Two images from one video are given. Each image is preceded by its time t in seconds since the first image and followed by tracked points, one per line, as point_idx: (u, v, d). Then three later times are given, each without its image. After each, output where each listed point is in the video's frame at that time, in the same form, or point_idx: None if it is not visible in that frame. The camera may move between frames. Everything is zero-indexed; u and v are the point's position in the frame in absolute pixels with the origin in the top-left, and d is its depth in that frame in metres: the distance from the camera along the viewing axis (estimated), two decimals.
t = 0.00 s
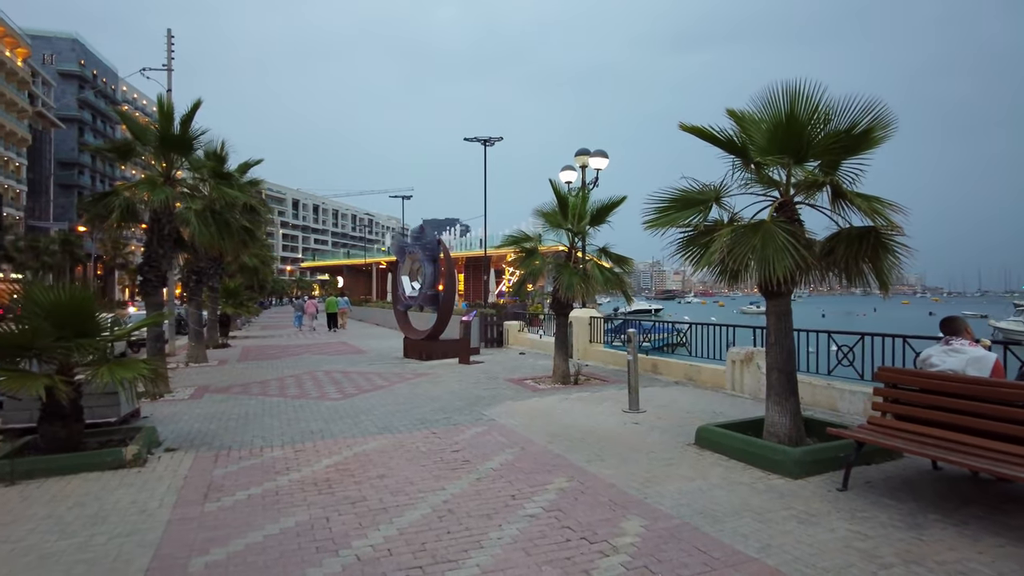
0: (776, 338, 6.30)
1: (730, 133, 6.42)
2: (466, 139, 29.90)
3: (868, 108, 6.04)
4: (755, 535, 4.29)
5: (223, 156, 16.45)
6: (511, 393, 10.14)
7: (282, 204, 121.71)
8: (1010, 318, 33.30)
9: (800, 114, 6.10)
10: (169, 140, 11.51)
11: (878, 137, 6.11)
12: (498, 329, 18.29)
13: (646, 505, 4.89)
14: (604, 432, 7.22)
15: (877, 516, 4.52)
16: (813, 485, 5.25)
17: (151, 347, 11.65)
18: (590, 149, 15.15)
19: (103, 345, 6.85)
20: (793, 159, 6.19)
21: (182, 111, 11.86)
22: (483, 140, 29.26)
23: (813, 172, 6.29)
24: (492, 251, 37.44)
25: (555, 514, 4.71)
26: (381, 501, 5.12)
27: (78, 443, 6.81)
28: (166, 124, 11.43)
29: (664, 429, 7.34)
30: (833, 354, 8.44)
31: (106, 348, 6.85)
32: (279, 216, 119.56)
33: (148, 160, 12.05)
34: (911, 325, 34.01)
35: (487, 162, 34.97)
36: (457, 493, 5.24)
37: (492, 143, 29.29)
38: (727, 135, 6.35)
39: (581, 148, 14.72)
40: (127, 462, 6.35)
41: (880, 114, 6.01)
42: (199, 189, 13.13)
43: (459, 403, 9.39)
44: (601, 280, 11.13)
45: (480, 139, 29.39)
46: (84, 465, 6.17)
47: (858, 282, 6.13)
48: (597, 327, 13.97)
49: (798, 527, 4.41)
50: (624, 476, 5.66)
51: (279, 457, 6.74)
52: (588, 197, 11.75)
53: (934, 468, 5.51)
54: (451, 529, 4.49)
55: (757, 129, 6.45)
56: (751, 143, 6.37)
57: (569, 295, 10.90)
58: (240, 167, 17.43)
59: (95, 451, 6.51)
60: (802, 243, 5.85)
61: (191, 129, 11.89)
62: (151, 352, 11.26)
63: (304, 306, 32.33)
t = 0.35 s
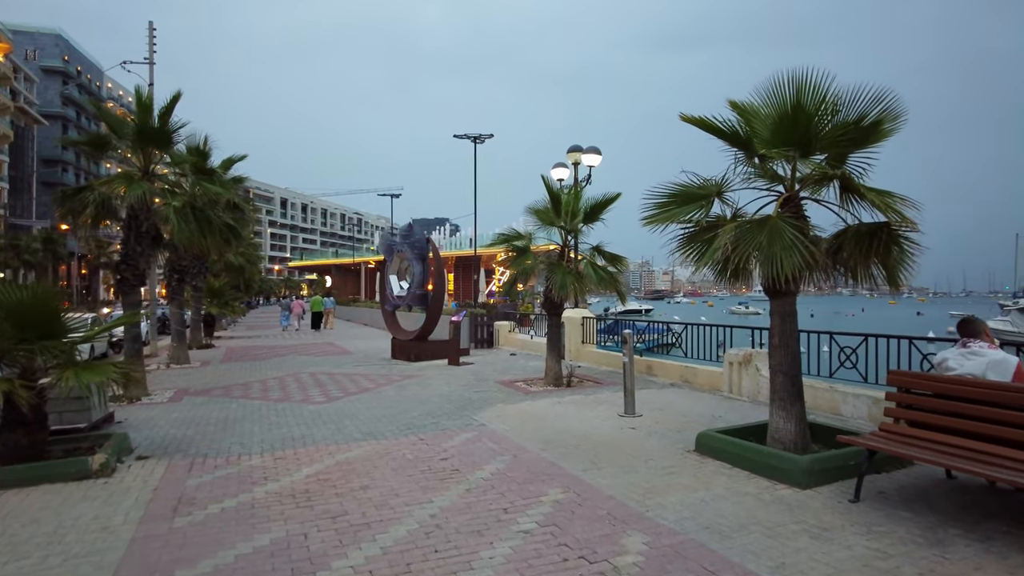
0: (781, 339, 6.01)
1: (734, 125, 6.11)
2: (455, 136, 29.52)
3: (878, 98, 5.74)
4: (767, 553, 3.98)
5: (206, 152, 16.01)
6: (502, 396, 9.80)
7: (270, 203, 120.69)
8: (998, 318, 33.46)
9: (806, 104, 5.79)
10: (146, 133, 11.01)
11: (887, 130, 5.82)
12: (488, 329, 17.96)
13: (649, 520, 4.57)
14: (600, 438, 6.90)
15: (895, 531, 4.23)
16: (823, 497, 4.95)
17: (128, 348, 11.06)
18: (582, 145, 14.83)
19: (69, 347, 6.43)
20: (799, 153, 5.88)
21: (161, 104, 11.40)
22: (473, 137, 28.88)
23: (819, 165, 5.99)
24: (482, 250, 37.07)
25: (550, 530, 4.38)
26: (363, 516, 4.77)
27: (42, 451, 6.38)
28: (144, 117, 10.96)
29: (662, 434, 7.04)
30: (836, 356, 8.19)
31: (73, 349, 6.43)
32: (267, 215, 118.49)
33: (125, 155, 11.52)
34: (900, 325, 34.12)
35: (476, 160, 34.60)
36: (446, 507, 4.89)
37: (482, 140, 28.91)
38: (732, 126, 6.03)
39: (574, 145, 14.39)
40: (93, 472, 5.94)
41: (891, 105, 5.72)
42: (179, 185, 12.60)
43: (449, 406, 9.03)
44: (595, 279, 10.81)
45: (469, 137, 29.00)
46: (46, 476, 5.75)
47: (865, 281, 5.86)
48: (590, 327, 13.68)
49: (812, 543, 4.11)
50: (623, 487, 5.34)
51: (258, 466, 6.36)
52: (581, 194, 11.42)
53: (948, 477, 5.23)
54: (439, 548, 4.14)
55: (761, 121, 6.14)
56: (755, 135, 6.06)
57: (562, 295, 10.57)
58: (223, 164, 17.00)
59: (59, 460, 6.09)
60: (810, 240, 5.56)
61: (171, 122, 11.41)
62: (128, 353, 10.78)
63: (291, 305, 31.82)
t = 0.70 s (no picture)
0: (784, 342, 5.74)
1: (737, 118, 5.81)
2: (444, 133, 29.11)
3: (887, 89, 5.46)
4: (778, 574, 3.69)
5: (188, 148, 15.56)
6: (491, 399, 9.49)
7: (258, 201, 119.58)
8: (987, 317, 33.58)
9: (812, 96, 5.50)
10: (122, 126, 10.55)
11: (896, 122, 5.54)
12: (477, 330, 17.63)
13: (649, 537, 4.27)
14: (594, 445, 6.60)
15: (912, 548, 3.96)
16: (833, 509, 4.68)
17: (103, 349, 10.58)
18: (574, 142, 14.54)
19: (31, 350, 6.03)
20: (804, 146, 5.59)
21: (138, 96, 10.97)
22: (463, 134, 28.48)
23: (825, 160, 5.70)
24: (472, 249, 36.74)
25: (544, 549, 4.07)
26: (343, 534, 4.43)
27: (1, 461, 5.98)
28: (120, 109, 10.52)
29: (658, 441, 6.75)
30: (836, 357, 7.94)
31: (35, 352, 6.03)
32: (254, 214, 117.39)
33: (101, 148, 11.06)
34: (890, 326, 34.13)
35: (466, 159, 34.21)
36: (432, 523, 4.57)
37: (471, 137, 28.50)
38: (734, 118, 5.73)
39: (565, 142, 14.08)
40: (55, 484, 5.54)
41: (900, 97, 5.44)
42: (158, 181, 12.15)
43: (436, 411, 8.70)
44: (588, 279, 10.50)
45: (459, 134, 28.63)
46: (2, 489, 5.35)
47: (871, 281, 5.60)
48: (581, 328, 13.40)
49: (825, 562, 3.83)
50: (620, 499, 5.04)
51: (233, 476, 6.00)
52: (573, 191, 11.10)
53: (961, 487, 4.96)
54: (423, 570, 3.82)
55: (764, 113, 5.84)
56: (758, 129, 5.77)
57: (553, 295, 10.26)
58: (206, 160, 16.56)
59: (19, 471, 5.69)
60: (816, 237, 5.28)
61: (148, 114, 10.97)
62: (102, 355, 10.33)
63: (277, 305, 31.32)
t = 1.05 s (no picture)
0: (787, 345, 5.47)
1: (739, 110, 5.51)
2: (432, 131, 28.68)
3: (894, 80, 5.19)
4: None
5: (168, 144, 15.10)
6: (480, 403, 9.16)
7: (244, 201, 118.40)
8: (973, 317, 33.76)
9: (816, 87, 5.23)
10: (94, 120, 10.08)
11: (903, 115, 5.28)
12: (465, 331, 17.29)
13: (649, 557, 3.97)
14: (588, 453, 6.30)
15: (930, 567, 3.70)
16: (842, 524, 4.41)
17: (74, 353, 10.10)
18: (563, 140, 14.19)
19: None
20: (807, 139, 5.30)
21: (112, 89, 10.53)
22: (451, 132, 28.10)
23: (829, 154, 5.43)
24: (460, 250, 36.38)
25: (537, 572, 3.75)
26: (319, 556, 4.09)
27: None
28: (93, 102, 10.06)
29: (654, 448, 6.47)
30: (835, 360, 7.69)
31: None
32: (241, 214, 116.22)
33: (72, 142, 10.57)
34: (878, 326, 34.14)
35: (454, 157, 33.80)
36: (415, 542, 4.24)
37: (459, 135, 28.11)
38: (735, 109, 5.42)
39: (555, 140, 13.76)
40: (10, 500, 5.14)
41: (908, 88, 5.17)
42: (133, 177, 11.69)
43: (422, 417, 8.37)
44: (579, 280, 10.20)
45: (446, 132, 28.25)
46: None
47: (876, 281, 5.34)
48: (572, 330, 13.11)
49: None
50: (617, 513, 4.74)
51: (205, 489, 5.63)
52: (564, 189, 10.80)
53: (974, 499, 4.71)
54: None
55: (767, 105, 5.55)
56: (759, 122, 5.49)
57: (544, 296, 9.95)
58: (186, 156, 16.10)
59: None
60: (821, 234, 5.01)
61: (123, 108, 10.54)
62: (73, 359, 9.86)
63: (262, 306, 30.77)
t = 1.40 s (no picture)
0: (797, 347, 5.20)
1: (747, 100, 5.22)
2: (423, 128, 28.33)
3: (910, 69, 4.91)
4: None
5: (151, 140, 14.68)
6: (472, 407, 8.86)
7: (234, 200, 117.41)
8: (964, 315, 33.85)
9: (828, 76, 4.95)
10: (70, 112, 9.67)
11: (918, 106, 5.00)
12: (457, 332, 16.96)
13: None
14: (586, 460, 6.01)
15: None
16: (859, 539, 4.14)
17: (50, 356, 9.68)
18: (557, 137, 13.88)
19: None
20: (818, 131, 5.03)
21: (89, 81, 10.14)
22: (442, 129, 27.75)
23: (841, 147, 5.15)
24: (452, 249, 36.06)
25: None
26: None
27: None
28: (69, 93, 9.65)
29: (655, 455, 6.19)
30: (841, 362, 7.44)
31: None
32: (230, 213, 115.22)
33: (47, 135, 10.14)
34: (871, 327, 34.08)
35: (445, 155, 33.46)
36: (403, 561, 3.93)
37: (451, 132, 27.78)
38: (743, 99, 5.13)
39: (549, 136, 13.45)
40: None
41: (925, 77, 4.90)
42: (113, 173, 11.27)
43: (413, 421, 8.05)
44: (574, 279, 9.90)
45: (438, 129, 27.91)
46: None
47: (890, 280, 5.08)
48: (566, 330, 12.82)
49: None
50: (619, 527, 4.45)
51: (181, 501, 5.29)
52: (558, 186, 10.49)
53: (997, 511, 4.45)
54: None
55: (775, 95, 5.27)
56: (767, 113, 5.21)
57: (538, 296, 9.65)
58: (170, 153, 15.67)
59: None
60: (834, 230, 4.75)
61: (101, 101, 10.15)
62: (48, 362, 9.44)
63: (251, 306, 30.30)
